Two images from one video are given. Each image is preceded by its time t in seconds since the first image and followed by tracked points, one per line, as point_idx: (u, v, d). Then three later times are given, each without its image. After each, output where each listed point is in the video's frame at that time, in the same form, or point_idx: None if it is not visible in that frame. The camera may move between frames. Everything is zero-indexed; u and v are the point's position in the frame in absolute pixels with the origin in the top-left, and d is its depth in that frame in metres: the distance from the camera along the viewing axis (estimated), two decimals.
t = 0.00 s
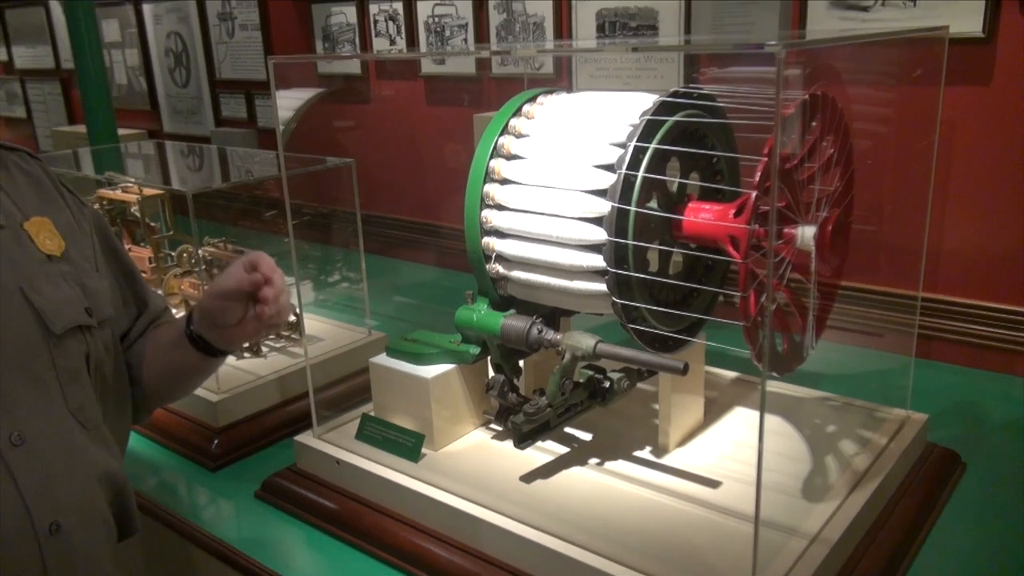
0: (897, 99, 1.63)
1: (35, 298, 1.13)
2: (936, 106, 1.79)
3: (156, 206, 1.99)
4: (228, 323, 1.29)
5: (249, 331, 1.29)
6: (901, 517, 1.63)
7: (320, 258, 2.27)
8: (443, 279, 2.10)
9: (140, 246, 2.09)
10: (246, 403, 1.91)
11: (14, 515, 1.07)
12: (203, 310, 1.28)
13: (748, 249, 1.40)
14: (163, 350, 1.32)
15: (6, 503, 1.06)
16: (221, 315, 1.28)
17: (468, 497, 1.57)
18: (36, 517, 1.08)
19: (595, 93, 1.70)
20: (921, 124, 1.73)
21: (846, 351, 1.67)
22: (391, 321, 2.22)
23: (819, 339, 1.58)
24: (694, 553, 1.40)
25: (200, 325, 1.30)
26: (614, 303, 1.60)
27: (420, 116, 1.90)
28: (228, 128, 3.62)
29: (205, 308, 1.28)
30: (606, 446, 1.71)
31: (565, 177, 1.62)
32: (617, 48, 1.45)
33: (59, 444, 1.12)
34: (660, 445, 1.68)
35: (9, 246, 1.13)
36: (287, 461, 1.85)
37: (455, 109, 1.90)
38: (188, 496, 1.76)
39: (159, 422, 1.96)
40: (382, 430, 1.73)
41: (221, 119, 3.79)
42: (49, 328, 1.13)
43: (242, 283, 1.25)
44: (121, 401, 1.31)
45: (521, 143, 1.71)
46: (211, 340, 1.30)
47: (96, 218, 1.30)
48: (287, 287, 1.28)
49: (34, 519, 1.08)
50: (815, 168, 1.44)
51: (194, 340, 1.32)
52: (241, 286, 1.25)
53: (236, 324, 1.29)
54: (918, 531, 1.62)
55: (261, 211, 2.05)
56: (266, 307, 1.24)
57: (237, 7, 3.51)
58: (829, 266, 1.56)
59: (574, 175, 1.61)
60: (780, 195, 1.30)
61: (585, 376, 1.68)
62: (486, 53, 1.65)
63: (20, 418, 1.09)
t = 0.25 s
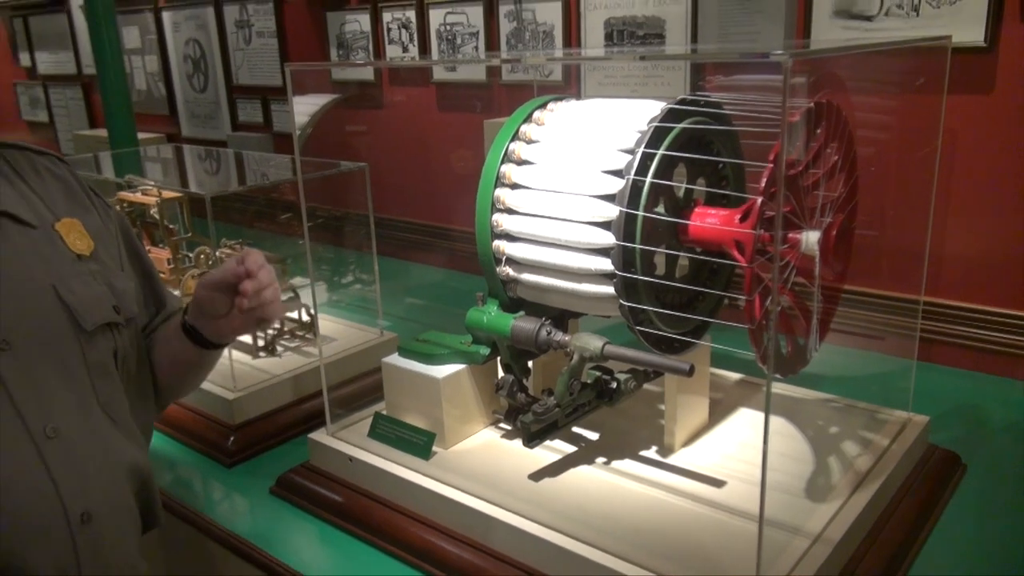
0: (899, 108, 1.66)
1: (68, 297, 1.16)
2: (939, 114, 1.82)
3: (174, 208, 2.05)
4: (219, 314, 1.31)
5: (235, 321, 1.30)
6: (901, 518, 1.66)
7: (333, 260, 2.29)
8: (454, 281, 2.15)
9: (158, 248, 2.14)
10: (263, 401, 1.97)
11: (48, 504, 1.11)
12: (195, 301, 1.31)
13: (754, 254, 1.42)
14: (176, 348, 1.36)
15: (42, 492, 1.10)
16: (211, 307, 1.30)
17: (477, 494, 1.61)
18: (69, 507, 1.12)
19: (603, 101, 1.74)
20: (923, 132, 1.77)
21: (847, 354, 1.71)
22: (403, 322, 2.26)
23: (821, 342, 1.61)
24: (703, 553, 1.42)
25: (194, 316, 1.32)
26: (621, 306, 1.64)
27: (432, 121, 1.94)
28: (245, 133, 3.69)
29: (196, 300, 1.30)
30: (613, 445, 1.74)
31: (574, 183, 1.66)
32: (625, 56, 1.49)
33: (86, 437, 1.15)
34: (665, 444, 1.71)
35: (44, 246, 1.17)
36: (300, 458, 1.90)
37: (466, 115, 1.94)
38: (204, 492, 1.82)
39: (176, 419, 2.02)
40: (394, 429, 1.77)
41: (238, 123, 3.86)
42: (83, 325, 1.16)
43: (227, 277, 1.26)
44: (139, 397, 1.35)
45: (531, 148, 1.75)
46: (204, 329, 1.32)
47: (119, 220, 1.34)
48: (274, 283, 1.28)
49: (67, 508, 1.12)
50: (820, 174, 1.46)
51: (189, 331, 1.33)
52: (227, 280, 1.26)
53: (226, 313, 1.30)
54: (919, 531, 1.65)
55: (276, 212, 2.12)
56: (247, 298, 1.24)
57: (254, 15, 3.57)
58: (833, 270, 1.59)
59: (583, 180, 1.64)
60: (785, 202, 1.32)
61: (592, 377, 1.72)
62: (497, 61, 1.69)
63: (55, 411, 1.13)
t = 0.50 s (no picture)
0: (903, 115, 1.69)
1: (96, 293, 1.20)
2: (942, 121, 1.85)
3: (194, 210, 2.15)
4: (262, 343, 1.35)
5: (274, 354, 1.35)
6: (904, 516, 1.68)
7: (348, 260, 2.37)
8: (466, 283, 2.19)
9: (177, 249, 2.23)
10: (280, 397, 2.05)
11: (84, 490, 1.15)
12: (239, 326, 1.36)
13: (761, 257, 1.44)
14: (200, 351, 1.41)
15: (78, 478, 1.14)
16: (254, 336, 1.35)
17: (487, 488, 1.65)
18: (105, 492, 1.17)
19: (613, 107, 1.78)
20: (926, 139, 1.80)
21: (851, 354, 1.74)
22: (416, 322, 2.31)
23: (827, 343, 1.64)
24: (707, 548, 1.44)
25: (234, 338, 1.37)
26: (630, 307, 1.67)
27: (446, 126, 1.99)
28: (263, 138, 3.75)
29: (241, 325, 1.35)
30: (621, 443, 1.78)
31: (585, 186, 1.69)
32: (634, 63, 1.54)
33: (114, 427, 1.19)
34: (673, 443, 1.74)
35: (71, 245, 1.21)
36: (315, 454, 1.98)
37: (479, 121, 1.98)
38: (222, 485, 1.90)
39: (197, 416, 2.11)
40: (408, 426, 1.82)
41: (256, 128, 3.92)
42: (110, 318, 1.21)
43: (281, 314, 1.31)
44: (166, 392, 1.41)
45: (543, 153, 1.79)
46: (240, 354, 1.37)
47: (140, 221, 1.39)
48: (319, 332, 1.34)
49: (102, 493, 1.17)
50: (825, 179, 1.49)
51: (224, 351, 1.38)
52: (279, 317, 1.31)
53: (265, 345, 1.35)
54: (922, 529, 1.68)
55: (293, 215, 2.19)
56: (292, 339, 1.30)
57: (271, 23, 3.63)
58: (838, 273, 1.62)
59: (594, 184, 1.68)
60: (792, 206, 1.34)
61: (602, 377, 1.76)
62: (509, 68, 1.73)
63: (90, 400, 1.17)
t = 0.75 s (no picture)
0: (910, 122, 1.73)
1: (127, 291, 1.25)
2: (948, 128, 1.88)
3: (216, 212, 2.25)
4: (262, 366, 1.43)
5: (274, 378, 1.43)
6: (911, 516, 1.71)
7: (365, 262, 2.43)
8: (480, 284, 2.23)
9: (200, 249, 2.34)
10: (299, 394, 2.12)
11: (118, 480, 1.19)
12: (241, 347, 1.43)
13: (770, 260, 1.47)
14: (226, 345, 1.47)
15: (112, 468, 1.18)
16: (254, 359, 1.42)
17: (500, 484, 1.69)
18: (136, 481, 1.22)
19: (626, 113, 1.82)
20: (933, 145, 1.84)
21: (857, 356, 1.78)
22: (432, 323, 2.35)
23: (834, 345, 1.67)
24: (718, 545, 1.46)
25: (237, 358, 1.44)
26: (642, 309, 1.71)
27: (461, 131, 2.03)
28: (283, 142, 3.81)
29: (244, 348, 1.42)
30: (633, 442, 1.81)
31: (598, 191, 1.73)
32: (646, 70, 1.58)
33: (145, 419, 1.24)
34: (682, 441, 1.77)
35: (100, 244, 1.25)
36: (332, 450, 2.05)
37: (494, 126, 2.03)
38: (241, 479, 1.97)
39: (217, 412, 2.19)
40: (424, 423, 1.88)
41: (276, 132, 3.99)
42: (139, 315, 1.26)
43: (280, 343, 1.39)
44: (183, 386, 1.49)
45: (557, 158, 1.83)
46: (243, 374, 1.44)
47: (157, 223, 1.44)
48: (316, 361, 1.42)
49: (135, 483, 1.21)
50: (835, 184, 1.52)
51: (227, 368, 1.45)
52: (278, 346, 1.39)
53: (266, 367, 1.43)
54: (928, 529, 1.70)
55: (312, 217, 2.26)
56: (294, 368, 1.38)
57: (291, 30, 3.70)
58: (846, 277, 1.65)
59: (606, 188, 1.72)
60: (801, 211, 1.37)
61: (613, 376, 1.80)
62: (523, 75, 1.77)
63: (122, 394, 1.21)
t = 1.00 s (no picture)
0: (924, 125, 1.72)
1: (145, 290, 1.26)
2: (964, 132, 1.88)
3: (233, 213, 2.28)
4: (277, 369, 1.45)
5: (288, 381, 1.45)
6: (925, 520, 1.71)
7: (379, 262, 2.45)
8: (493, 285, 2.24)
9: (216, 249, 2.38)
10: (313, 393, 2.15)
11: (137, 478, 1.20)
12: (258, 348, 1.45)
13: (784, 263, 1.47)
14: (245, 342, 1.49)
15: (131, 465, 1.20)
16: (269, 361, 1.44)
17: (513, 484, 1.70)
18: (153, 478, 1.23)
19: (640, 116, 1.83)
20: (948, 149, 1.83)
21: (870, 358, 1.78)
22: (445, 323, 2.37)
23: (848, 349, 1.67)
24: (725, 546, 1.46)
25: (251, 359, 1.46)
26: (656, 311, 1.72)
27: (476, 133, 2.04)
28: (298, 143, 3.84)
29: (261, 348, 1.45)
30: (645, 444, 1.81)
31: (612, 193, 1.74)
32: (661, 74, 1.58)
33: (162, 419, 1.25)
34: (695, 444, 1.77)
35: (119, 242, 1.27)
36: (346, 449, 2.07)
37: (508, 128, 2.04)
38: (256, 476, 1.99)
39: (232, 410, 2.22)
40: (438, 424, 1.89)
41: (291, 134, 4.01)
42: (158, 315, 1.28)
43: (296, 347, 1.42)
44: (199, 384, 1.51)
45: (571, 160, 1.84)
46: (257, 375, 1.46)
47: (174, 223, 1.45)
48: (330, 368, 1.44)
49: (152, 480, 1.23)
50: (849, 187, 1.52)
51: (241, 368, 1.46)
52: (295, 349, 1.42)
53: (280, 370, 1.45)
54: (942, 533, 1.70)
55: (327, 218, 2.28)
56: (309, 373, 1.40)
57: (307, 32, 3.72)
58: (860, 280, 1.65)
59: (621, 190, 1.72)
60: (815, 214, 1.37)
61: (626, 378, 1.80)
62: (537, 78, 1.78)
63: (141, 392, 1.22)
